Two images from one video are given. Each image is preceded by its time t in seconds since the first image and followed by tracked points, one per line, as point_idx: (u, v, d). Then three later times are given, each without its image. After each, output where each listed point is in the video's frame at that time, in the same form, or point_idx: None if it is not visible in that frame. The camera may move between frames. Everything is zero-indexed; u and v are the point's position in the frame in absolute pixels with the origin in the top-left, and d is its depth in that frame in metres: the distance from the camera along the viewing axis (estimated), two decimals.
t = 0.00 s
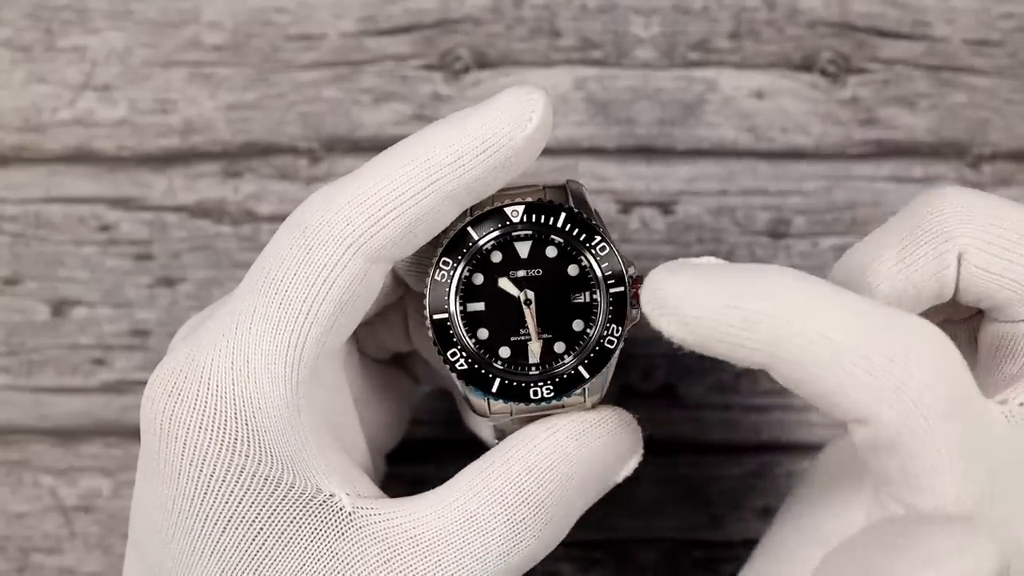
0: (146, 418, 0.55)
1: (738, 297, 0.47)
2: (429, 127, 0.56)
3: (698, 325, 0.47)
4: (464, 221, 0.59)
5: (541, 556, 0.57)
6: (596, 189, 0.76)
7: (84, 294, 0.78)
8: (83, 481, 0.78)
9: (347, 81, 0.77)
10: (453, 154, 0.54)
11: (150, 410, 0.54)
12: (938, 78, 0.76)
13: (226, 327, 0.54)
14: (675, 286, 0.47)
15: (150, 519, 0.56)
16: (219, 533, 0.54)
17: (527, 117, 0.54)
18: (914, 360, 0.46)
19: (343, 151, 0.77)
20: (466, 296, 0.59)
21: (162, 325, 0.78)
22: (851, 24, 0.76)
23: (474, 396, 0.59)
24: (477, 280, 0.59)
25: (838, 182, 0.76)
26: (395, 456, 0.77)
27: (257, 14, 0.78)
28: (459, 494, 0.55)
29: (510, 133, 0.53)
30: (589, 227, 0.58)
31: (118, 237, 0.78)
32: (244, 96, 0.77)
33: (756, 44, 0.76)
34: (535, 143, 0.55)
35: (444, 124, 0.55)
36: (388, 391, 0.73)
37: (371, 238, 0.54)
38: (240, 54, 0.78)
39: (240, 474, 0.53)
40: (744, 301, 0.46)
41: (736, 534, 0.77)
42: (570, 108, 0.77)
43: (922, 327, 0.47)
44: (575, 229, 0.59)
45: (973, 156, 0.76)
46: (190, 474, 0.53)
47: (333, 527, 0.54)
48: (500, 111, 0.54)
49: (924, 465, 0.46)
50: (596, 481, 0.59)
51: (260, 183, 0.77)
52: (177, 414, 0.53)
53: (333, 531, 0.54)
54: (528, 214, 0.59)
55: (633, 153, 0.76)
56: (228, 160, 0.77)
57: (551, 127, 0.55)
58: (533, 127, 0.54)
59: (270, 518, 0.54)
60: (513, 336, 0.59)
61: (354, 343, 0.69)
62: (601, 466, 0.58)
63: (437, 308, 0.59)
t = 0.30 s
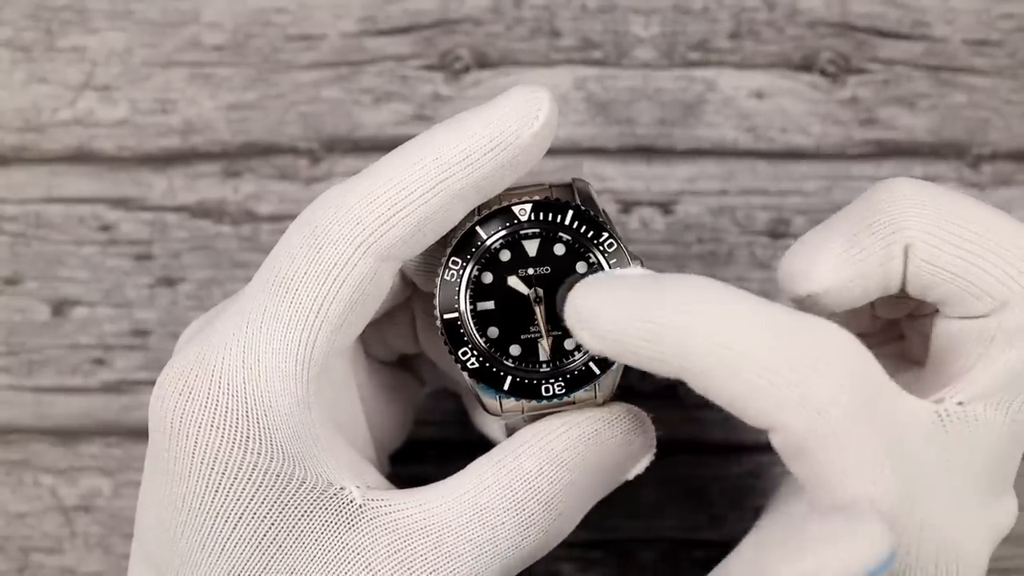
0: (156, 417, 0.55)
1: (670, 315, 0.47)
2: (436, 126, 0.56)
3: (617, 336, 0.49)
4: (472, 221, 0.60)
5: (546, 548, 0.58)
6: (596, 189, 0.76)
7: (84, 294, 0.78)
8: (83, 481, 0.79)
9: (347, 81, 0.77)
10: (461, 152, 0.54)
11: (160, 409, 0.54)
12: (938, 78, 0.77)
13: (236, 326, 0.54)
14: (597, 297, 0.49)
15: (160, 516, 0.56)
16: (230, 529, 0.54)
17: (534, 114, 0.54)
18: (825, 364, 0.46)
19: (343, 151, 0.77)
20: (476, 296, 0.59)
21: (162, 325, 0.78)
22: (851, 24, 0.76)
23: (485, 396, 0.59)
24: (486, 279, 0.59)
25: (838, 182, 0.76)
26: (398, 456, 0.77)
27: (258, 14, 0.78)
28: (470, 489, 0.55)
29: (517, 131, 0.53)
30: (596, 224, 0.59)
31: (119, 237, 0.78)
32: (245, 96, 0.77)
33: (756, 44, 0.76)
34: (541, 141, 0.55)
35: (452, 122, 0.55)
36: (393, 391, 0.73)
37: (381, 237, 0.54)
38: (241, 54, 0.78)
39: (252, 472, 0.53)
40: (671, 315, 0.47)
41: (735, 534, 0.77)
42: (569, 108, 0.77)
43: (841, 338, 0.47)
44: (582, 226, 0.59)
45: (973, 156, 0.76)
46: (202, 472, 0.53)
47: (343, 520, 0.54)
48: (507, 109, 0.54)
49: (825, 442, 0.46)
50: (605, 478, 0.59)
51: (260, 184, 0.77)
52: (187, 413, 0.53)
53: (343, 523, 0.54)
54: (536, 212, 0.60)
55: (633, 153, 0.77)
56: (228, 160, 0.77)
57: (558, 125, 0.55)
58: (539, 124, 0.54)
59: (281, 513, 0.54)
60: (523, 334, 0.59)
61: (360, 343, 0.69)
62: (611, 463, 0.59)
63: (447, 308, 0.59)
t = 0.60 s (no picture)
0: (155, 419, 0.54)
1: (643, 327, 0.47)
2: (433, 125, 0.56)
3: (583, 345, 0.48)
4: (472, 222, 0.60)
5: (548, 547, 0.58)
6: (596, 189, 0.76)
7: (84, 294, 0.78)
8: (83, 481, 0.79)
9: (347, 81, 0.77)
10: (460, 150, 0.54)
11: (159, 411, 0.54)
12: (938, 78, 0.76)
13: (234, 327, 0.54)
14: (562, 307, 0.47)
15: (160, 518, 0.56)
16: (231, 531, 0.54)
17: (529, 112, 0.54)
18: (776, 364, 0.46)
19: (343, 151, 0.77)
20: (476, 297, 0.59)
21: (162, 326, 0.78)
22: (851, 24, 0.76)
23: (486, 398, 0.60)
24: (486, 281, 0.60)
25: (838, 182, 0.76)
26: (399, 456, 0.77)
27: (258, 14, 0.78)
28: (472, 488, 0.55)
29: (513, 129, 0.54)
30: (596, 224, 0.59)
31: (119, 237, 0.78)
32: (245, 96, 0.78)
33: (756, 44, 0.76)
34: (537, 140, 0.55)
35: (449, 120, 0.55)
36: (392, 391, 0.73)
37: (380, 236, 0.54)
38: (241, 54, 0.78)
39: (253, 473, 0.53)
40: (620, 331, 0.47)
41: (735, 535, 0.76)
42: (569, 108, 0.77)
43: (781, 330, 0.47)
44: (582, 227, 0.59)
45: (972, 156, 0.76)
46: (202, 474, 0.53)
47: (345, 519, 0.54)
48: (503, 108, 0.54)
49: (778, 443, 0.46)
50: (609, 479, 0.60)
51: (260, 184, 0.77)
52: (186, 414, 0.53)
53: (344, 522, 0.54)
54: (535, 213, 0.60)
55: (633, 153, 0.77)
56: (228, 160, 0.77)
57: (552, 125, 0.56)
58: (535, 122, 0.54)
59: (283, 513, 0.54)
60: (523, 336, 0.59)
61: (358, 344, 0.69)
62: (615, 463, 0.59)
63: (447, 309, 0.59)
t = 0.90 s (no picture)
0: (153, 418, 0.54)
1: None
2: (432, 123, 0.56)
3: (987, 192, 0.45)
4: (470, 221, 0.59)
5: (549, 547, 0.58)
6: (597, 189, 0.76)
7: (84, 294, 0.78)
8: (83, 481, 0.79)
9: (347, 81, 0.77)
10: (458, 149, 0.54)
11: (156, 410, 0.54)
12: (938, 78, 0.76)
13: (232, 326, 0.53)
14: (991, 177, 0.45)
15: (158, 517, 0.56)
16: (230, 530, 0.54)
17: (528, 111, 0.54)
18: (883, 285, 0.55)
19: (343, 151, 0.77)
20: (474, 296, 0.59)
21: (162, 326, 0.78)
22: (851, 24, 0.76)
23: (485, 397, 0.60)
24: (484, 280, 0.59)
25: (838, 182, 0.76)
26: (400, 455, 0.77)
27: (257, 14, 0.78)
28: (470, 488, 0.55)
29: (512, 127, 0.54)
30: (595, 224, 0.59)
31: (119, 237, 0.78)
32: (245, 96, 0.78)
33: (756, 44, 0.76)
34: (535, 137, 0.56)
35: (448, 118, 0.55)
36: (391, 389, 0.73)
37: (379, 235, 0.54)
38: (241, 54, 0.78)
39: (252, 472, 0.53)
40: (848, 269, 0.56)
41: (735, 535, 0.76)
42: (570, 108, 0.77)
43: None
44: (581, 226, 0.59)
45: (972, 156, 0.76)
46: (200, 473, 0.53)
47: (344, 517, 0.55)
48: (501, 106, 0.54)
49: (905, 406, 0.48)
50: (608, 477, 0.60)
51: (260, 184, 0.77)
52: (184, 414, 0.53)
53: (343, 521, 0.55)
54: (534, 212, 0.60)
55: (633, 154, 0.77)
56: (228, 160, 0.77)
57: (550, 122, 0.56)
58: (533, 120, 0.54)
59: (283, 511, 0.54)
60: (522, 335, 0.59)
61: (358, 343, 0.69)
62: (614, 461, 0.59)
63: (445, 308, 0.59)
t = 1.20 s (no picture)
0: (145, 420, 0.54)
1: None
2: (425, 122, 0.56)
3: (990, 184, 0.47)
4: (463, 221, 0.60)
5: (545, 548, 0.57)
6: (597, 189, 0.76)
7: (84, 294, 0.78)
8: (83, 481, 0.79)
9: (347, 81, 0.77)
10: (451, 149, 0.54)
11: (148, 412, 0.54)
12: (938, 78, 0.76)
13: (223, 327, 0.53)
14: (993, 170, 0.47)
15: (151, 518, 0.56)
16: (224, 530, 0.54)
17: (520, 110, 0.54)
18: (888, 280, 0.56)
19: (342, 151, 0.77)
20: (467, 296, 0.59)
21: (162, 326, 0.78)
22: (851, 24, 0.76)
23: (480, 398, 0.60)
24: (477, 280, 0.59)
25: (838, 182, 0.76)
26: (398, 455, 0.77)
27: (258, 14, 0.78)
28: (465, 489, 0.55)
29: (505, 126, 0.54)
30: (588, 223, 0.59)
31: (119, 237, 0.78)
32: (245, 96, 0.78)
33: (756, 44, 0.76)
34: (529, 136, 0.55)
35: (441, 118, 0.55)
36: (386, 390, 0.73)
37: (372, 235, 0.54)
38: (241, 54, 0.78)
39: (244, 473, 0.54)
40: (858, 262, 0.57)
41: (735, 535, 0.76)
42: (570, 108, 0.77)
43: None
44: (575, 225, 0.59)
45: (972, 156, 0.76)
46: (192, 474, 0.53)
47: (338, 518, 0.55)
48: (494, 104, 0.54)
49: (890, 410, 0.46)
50: (603, 477, 0.59)
51: (260, 184, 0.77)
52: (175, 416, 0.53)
53: (337, 522, 0.55)
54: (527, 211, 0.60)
55: (633, 154, 0.77)
56: (228, 160, 0.77)
57: (544, 120, 0.56)
58: (526, 119, 0.54)
59: (277, 512, 0.55)
60: (516, 335, 0.59)
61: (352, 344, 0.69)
62: (610, 462, 0.59)
63: (438, 309, 0.59)
